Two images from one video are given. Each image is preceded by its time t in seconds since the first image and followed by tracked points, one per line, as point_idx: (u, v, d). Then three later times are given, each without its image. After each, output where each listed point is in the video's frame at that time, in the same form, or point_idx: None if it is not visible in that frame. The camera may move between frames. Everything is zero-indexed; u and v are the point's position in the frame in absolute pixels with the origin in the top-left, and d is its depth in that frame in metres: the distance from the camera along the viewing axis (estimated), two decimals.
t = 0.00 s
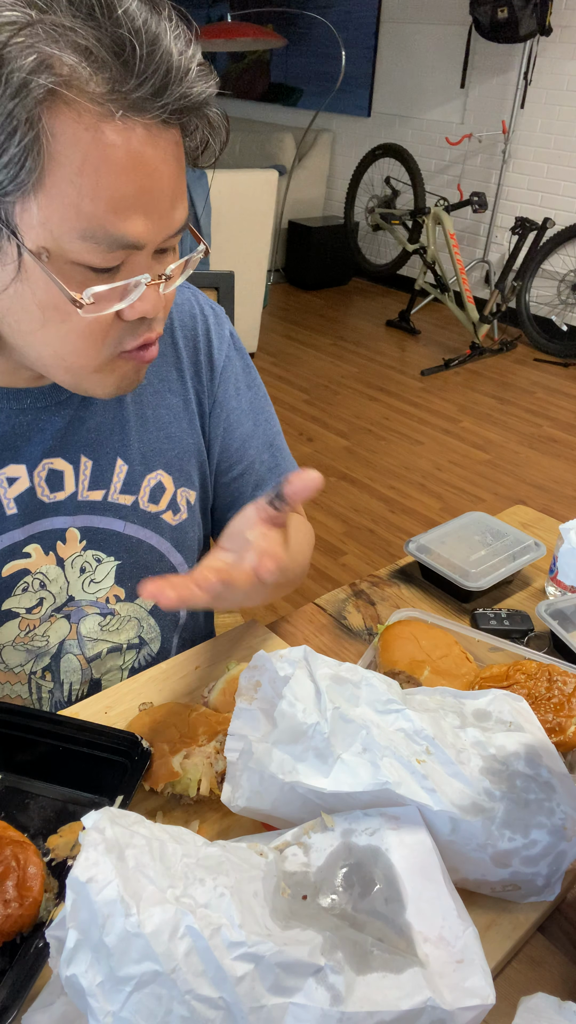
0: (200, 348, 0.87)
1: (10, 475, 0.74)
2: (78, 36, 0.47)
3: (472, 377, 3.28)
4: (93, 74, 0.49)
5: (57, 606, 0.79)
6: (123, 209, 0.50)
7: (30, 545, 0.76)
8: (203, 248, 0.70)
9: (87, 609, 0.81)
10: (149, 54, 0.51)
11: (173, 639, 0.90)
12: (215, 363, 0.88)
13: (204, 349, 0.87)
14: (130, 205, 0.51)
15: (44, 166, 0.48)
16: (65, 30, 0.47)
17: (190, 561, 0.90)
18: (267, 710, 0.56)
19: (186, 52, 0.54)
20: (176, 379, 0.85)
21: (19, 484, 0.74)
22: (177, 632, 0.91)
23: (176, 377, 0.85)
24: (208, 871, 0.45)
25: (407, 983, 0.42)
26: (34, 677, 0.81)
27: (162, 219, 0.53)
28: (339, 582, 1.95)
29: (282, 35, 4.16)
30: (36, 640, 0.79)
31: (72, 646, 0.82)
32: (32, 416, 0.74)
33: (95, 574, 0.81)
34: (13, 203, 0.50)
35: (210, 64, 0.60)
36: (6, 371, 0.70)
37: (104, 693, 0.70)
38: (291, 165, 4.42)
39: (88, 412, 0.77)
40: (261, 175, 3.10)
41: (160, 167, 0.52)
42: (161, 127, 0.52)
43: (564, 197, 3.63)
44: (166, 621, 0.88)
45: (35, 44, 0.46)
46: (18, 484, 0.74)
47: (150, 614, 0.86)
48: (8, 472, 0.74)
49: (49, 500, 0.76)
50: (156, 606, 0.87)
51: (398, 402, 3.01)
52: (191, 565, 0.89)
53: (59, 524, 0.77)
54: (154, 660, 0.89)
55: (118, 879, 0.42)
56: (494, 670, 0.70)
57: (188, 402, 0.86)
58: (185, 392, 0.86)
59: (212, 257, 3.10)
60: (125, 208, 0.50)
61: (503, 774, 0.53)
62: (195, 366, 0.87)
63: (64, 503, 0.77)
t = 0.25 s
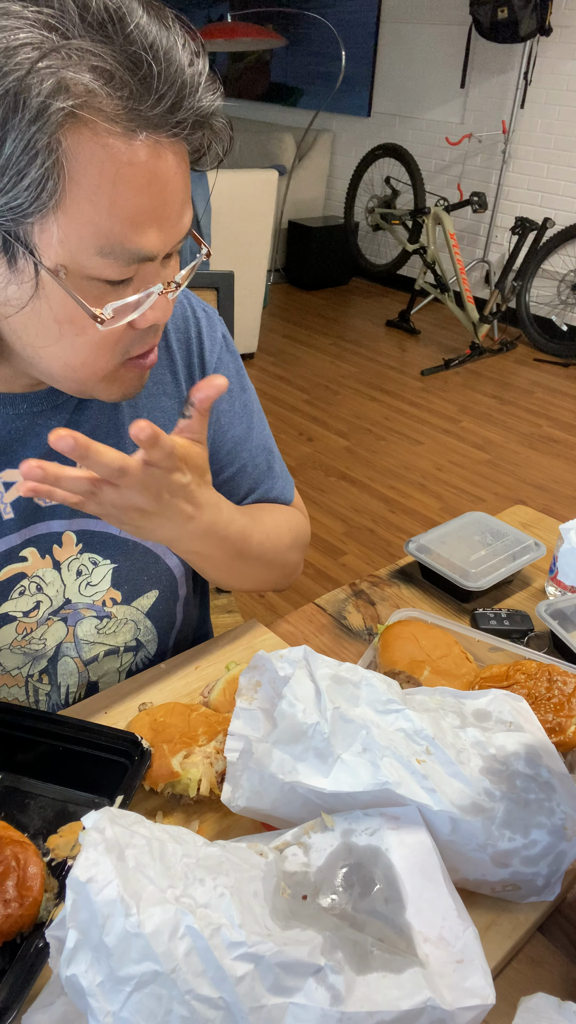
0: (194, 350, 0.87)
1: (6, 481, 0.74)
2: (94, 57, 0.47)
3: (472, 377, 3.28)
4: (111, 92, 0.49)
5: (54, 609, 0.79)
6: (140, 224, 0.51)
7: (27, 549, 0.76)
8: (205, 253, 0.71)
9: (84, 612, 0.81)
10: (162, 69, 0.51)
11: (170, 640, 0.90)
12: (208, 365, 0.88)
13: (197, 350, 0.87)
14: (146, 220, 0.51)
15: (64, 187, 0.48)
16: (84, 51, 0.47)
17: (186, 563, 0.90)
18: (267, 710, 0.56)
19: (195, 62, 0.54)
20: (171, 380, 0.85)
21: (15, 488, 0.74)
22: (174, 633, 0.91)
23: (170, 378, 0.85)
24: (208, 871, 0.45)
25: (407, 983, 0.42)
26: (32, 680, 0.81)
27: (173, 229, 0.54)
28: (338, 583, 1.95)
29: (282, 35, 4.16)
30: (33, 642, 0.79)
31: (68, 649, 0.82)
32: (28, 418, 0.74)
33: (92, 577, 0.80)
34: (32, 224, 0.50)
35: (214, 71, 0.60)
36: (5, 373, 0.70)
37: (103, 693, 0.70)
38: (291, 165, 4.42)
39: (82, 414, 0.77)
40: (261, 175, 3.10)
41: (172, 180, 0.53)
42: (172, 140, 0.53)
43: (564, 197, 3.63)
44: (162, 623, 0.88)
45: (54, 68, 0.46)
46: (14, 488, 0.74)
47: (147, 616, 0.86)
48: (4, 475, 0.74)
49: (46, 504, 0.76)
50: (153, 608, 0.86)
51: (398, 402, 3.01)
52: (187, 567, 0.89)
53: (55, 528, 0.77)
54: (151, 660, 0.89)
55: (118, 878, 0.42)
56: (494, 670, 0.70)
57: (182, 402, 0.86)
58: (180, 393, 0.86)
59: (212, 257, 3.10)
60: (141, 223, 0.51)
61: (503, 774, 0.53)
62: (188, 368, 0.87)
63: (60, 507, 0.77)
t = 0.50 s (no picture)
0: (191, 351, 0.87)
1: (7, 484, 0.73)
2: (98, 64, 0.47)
3: (472, 377, 3.28)
4: (114, 98, 0.49)
5: (54, 610, 0.79)
6: (143, 230, 0.51)
7: (27, 551, 0.76)
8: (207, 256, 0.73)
9: (84, 614, 0.81)
10: (166, 76, 0.51)
11: (169, 639, 0.91)
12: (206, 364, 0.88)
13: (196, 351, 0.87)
14: (148, 227, 0.51)
15: (67, 195, 0.49)
16: (87, 58, 0.47)
17: (186, 564, 0.90)
18: (267, 711, 0.56)
19: (198, 69, 0.55)
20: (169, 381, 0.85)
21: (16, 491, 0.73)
22: (173, 632, 0.91)
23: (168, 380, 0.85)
24: (208, 871, 0.45)
25: (407, 983, 0.42)
26: (32, 682, 0.81)
27: (175, 235, 0.54)
28: (339, 583, 1.95)
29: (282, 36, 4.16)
30: (33, 644, 0.79)
31: (69, 651, 0.82)
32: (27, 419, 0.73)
33: (92, 579, 0.80)
34: (35, 231, 0.50)
35: (217, 76, 0.60)
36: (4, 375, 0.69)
37: (104, 694, 0.70)
38: (291, 166, 4.41)
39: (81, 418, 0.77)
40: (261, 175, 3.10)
41: (175, 187, 0.53)
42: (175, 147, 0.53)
43: (564, 197, 3.63)
44: (162, 623, 0.88)
45: (57, 76, 0.46)
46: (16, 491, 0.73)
47: (146, 617, 0.86)
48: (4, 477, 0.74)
49: (46, 506, 0.76)
50: (153, 609, 0.86)
51: (398, 402, 3.01)
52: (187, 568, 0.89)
53: (55, 530, 0.77)
54: (150, 660, 0.89)
55: (119, 879, 0.42)
56: (494, 670, 0.70)
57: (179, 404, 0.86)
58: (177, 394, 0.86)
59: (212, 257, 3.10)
60: (144, 230, 0.51)
61: (503, 774, 0.53)
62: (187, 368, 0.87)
63: (60, 509, 0.77)
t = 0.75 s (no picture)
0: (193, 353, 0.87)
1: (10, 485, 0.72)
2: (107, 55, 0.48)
3: (472, 377, 3.28)
4: (122, 91, 0.49)
5: (56, 613, 0.79)
6: (151, 223, 0.51)
7: (28, 553, 0.76)
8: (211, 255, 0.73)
9: (85, 616, 0.81)
10: (172, 69, 0.51)
11: (170, 641, 0.91)
12: (207, 366, 0.88)
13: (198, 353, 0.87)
14: (156, 219, 0.51)
15: (75, 188, 0.49)
16: (95, 49, 0.47)
17: (188, 566, 0.90)
18: (267, 711, 0.56)
19: (204, 63, 0.55)
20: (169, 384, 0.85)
21: (18, 494, 0.73)
22: (174, 634, 0.91)
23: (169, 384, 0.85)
24: (208, 871, 0.45)
25: (407, 983, 0.42)
26: (33, 685, 0.81)
27: (183, 230, 0.54)
28: (338, 583, 1.95)
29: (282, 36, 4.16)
30: (34, 647, 0.80)
31: (70, 655, 0.82)
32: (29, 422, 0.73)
33: (94, 582, 0.80)
34: (44, 227, 0.50)
35: (222, 75, 0.61)
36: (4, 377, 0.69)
37: (104, 694, 0.70)
38: (291, 165, 4.41)
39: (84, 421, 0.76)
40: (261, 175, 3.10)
41: (182, 181, 0.53)
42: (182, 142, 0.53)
43: (564, 197, 3.63)
44: (163, 626, 0.88)
45: (65, 68, 0.46)
46: (17, 494, 0.73)
47: (148, 620, 0.86)
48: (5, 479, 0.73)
49: (48, 508, 0.76)
50: (154, 612, 0.86)
51: (398, 402, 3.01)
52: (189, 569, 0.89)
53: (56, 532, 0.77)
54: (151, 663, 0.89)
55: (119, 879, 0.42)
56: (494, 670, 0.70)
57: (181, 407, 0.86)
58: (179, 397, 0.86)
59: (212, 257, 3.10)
60: (152, 222, 0.51)
61: (503, 774, 0.53)
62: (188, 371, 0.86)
63: (62, 511, 0.76)
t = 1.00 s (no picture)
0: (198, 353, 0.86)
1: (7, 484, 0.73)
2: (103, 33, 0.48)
3: (472, 377, 3.28)
4: (118, 71, 0.49)
5: (55, 614, 0.79)
6: (149, 205, 0.51)
7: (28, 553, 0.76)
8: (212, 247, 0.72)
9: (85, 617, 0.81)
10: (169, 51, 0.52)
11: (170, 643, 0.91)
12: (213, 367, 0.87)
13: (203, 353, 0.87)
14: (154, 202, 0.51)
15: (73, 168, 0.49)
16: (92, 28, 0.48)
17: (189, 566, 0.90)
18: (267, 711, 0.56)
19: (201, 50, 0.55)
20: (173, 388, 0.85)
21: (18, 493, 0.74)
22: (174, 636, 0.91)
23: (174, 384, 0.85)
24: (208, 871, 0.45)
25: (407, 983, 0.42)
26: (32, 686, 0.81)
27: (183, 215, 0.54)
28: (339, 583, 1.95)
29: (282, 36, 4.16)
30: (33, 648, 0.80)
31: (69, 656, 0.82)
32: (31, 422, 0.73)
33: (94, 582, 0.80)
34: (42, 207, 0.50)
35: (219, 66, 0.61)
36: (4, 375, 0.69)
37: (105, 694, 0.70)
38: (291, 166, 4.41)
39: (87, 419, 0.76)
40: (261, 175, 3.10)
41: (180, 165, 0.53)
42: (179, 125, 0.53)
43: (564, 197, 3.63)
44: (163, 628, 0.88)
45: (62, 45, 0.46)
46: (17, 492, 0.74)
47: (148, 621, 0.86)
48: (6, 480, 0.74)
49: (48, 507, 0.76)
50: (155, 613, 0.86)
51: (397, 402, 3.01)
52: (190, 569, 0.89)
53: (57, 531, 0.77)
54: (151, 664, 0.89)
55: (119, 879, 0.42)
56: (493, 670, 0.70)
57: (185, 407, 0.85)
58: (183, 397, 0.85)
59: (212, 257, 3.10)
60: (149, 204, 0.51)
61: (503, 774, 0.53)
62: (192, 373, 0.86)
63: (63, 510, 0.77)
